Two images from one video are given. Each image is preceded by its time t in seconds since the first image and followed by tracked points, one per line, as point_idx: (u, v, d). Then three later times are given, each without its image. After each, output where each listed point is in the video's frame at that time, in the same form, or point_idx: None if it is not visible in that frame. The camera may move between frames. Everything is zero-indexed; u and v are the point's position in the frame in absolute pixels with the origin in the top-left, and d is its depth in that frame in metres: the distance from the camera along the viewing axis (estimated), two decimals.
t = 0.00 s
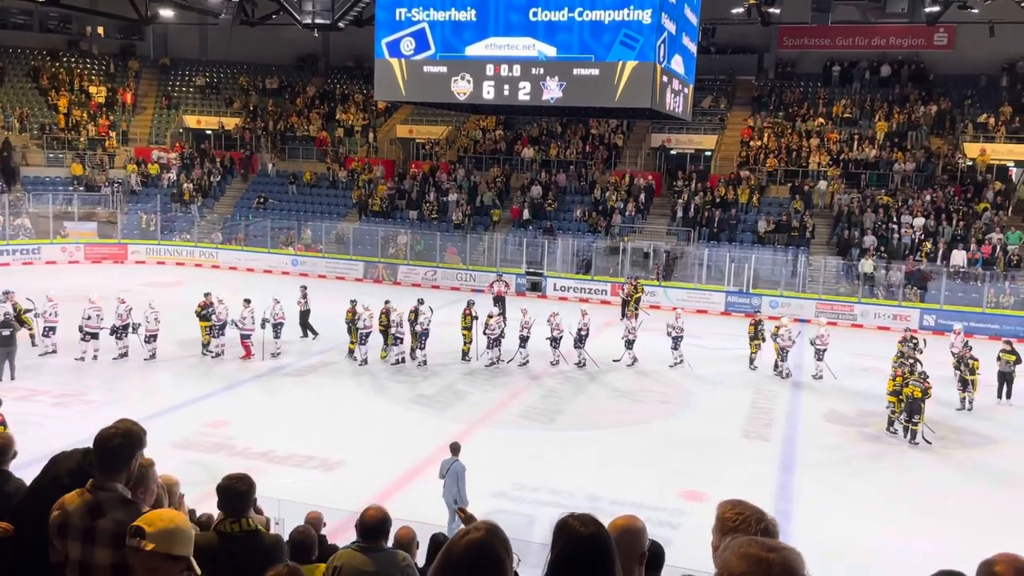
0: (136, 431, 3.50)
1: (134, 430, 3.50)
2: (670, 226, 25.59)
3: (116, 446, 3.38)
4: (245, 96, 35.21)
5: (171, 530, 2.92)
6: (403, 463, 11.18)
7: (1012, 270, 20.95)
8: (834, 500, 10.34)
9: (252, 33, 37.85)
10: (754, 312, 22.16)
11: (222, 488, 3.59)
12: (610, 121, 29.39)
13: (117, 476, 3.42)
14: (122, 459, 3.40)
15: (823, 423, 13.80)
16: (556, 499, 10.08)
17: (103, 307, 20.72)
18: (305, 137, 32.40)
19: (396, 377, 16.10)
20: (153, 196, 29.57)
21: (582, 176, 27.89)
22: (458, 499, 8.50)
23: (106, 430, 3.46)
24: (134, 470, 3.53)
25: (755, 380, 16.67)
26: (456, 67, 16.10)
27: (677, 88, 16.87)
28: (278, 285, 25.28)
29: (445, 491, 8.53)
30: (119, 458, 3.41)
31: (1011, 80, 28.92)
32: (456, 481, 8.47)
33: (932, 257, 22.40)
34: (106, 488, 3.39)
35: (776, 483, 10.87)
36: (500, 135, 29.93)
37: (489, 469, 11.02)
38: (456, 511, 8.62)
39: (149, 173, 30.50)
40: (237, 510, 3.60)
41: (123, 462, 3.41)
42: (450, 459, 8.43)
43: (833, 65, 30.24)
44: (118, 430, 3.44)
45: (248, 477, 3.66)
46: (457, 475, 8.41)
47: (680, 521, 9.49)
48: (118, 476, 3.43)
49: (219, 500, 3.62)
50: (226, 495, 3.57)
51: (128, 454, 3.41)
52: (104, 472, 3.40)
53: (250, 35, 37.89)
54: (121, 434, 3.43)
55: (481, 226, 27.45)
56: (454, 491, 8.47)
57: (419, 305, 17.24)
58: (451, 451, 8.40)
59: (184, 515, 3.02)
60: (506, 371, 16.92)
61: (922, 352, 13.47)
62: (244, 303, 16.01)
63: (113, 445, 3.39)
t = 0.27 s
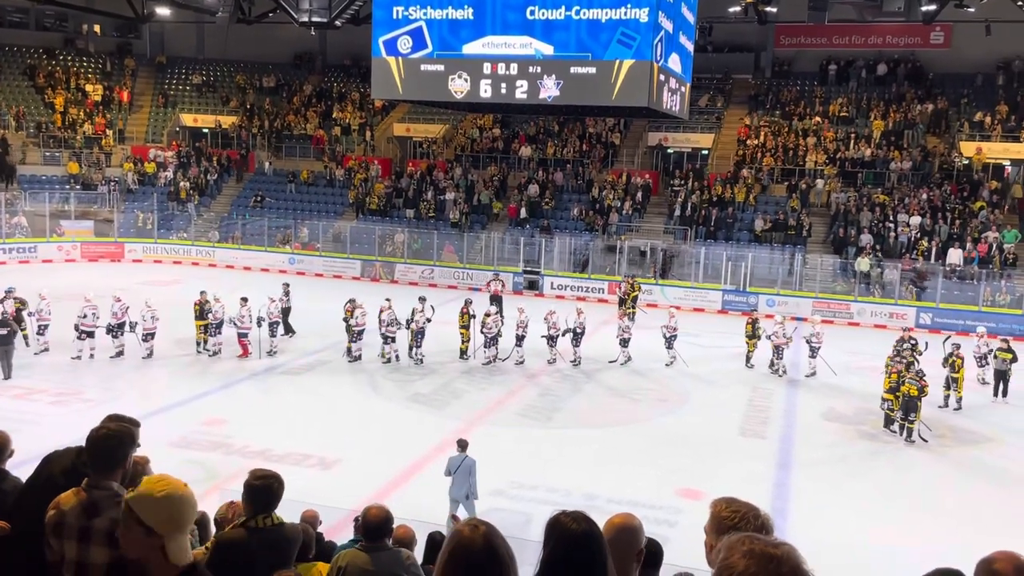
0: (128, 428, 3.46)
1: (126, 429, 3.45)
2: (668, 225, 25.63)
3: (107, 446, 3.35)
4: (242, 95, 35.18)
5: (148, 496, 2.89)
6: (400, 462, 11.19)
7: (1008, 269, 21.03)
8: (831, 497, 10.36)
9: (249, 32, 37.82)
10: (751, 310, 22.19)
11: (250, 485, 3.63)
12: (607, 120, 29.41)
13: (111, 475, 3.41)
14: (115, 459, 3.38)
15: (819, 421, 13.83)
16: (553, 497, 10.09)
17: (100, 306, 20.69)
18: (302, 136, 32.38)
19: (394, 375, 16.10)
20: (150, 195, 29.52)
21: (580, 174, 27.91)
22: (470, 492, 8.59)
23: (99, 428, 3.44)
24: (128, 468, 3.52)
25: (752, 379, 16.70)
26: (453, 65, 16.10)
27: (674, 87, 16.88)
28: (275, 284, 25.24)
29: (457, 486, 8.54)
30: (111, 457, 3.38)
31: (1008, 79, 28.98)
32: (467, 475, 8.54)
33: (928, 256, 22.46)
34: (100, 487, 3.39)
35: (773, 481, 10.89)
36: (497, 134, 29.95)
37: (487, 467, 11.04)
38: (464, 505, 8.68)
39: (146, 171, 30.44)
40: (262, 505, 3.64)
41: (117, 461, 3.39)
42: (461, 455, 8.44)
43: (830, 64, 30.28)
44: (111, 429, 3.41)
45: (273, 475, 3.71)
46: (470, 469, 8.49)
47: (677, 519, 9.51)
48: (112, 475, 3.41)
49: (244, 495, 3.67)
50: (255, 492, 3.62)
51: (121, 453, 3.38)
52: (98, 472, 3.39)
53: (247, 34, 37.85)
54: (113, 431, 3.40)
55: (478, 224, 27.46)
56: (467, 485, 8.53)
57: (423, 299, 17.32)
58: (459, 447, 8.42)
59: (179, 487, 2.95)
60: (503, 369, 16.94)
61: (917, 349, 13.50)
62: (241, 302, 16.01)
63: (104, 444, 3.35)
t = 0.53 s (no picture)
0: (129, 427, 3.46)
1: (125, 428, 3.45)
2: (666, 223, 25.65)
3: (108, 445, 3.34)
4: (240, 94, 35.18)
5: (118, 493, 2.94)
6: (398, 461, 11.20)
7: (1005, 268, 21.07)
8: (829, 496, 10.39)
9: (247, 31, 37.80)
10: (749, 309, 22.21)
11: (258, 485, 3.66)
12: (606, 119, 29.42)
13: (113, 474, 3.40)
14: (117, 458, 3.38)
15: (817, 420, 13.86)
16: (552, 496, 10.11)
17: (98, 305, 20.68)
18: (301, 135, 32.35)
19: (393, 374, 16.12)
20: (149, 194, 29.50)
21: (578, 173, 27.91)
22: (479, 489, 8.63)
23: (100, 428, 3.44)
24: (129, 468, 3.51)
25: (750, 378, 16.72)
26: (452, 64, 16.11)
27: (673, 86, 16.89)
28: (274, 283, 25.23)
29: (466, 484, 8.54)
30: (113, 456, 3.38)
31: (1006, 78, 29.01)
32: (476, 472, 8.56)
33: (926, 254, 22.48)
34: (103, 486, 3.38)
35: (771, 480, 10.91)
36: (495, 133, 29.96)
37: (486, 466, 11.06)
38: (472, 502, 8.70)
39: (144, 170, 30.40)
40: (266, 503, 3.66)
41: (118, 460, 3.39)
42: (469, 453, 8.46)
43: (828, 63, 30.29)
44: (113, 429, 3.40)
45: (279, 474, 3.74)
46: (479, 466, 8.53)
47: (676, 517, 9.54)
48: (114, 474, 3.41)
49: (249, 496, 3.69)
50: (260, 490, 3.65)
51: (122, 452, 3.38)
52: (100, 471, 3.38)
53: (246, 33, 37.83)
54: (113, 430, 3.40)
55: (476, 224, 27.46)
56: (477, 482, 8.56)
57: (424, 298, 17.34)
58: (467, 445, 8.44)
59: (153, 486, 2.98)
60: (502, 368, 16.95)
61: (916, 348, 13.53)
62: (239, 301, 16.01)
63: (103, 442, 3.35)
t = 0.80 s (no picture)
0: (146, 429, 3.42)
1: (142, 429, 3.39)
2: (665, 222, 25.66)
3: (129, 447, 3.30)
4: (239, 93, 35.14)
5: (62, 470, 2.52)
6: (397, 460, 11.17)
7: (1005, 266, 21.07)
8: (829, 495, 10.37)
9: (246, 30, 37.78)
10: (748, 308, 22.21)
11: (243, 481, 3.63)
12: (605, 118, 29.43)
13: (132, 476, 3.35)
14: (137, 459, 3.33)
15: (817, 419, 13.84)
16: (551, 495, 10.10)
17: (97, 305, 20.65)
18: (300, 134, 32.33)
19: (392, 373, 16.10)
20: (147, 193, 29.47)
21: (577, 173, 27.91)
22: (485, 487, 8.63)
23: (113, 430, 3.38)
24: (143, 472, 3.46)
25: (750, 377, 16.71)
26: (451, 63, 16.09)
27: (672, 85, 16.87)
28: (273, 283, 25.21)
29: (472, 481, 8.54)
30: (133, 459, 3.34)
31: (1004, 77, 29.03)
32: (482, 470, 8.56)
33: (925, 253, 22.48)
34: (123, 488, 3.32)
35: (770, 479, 10.89)
36: (494, 132, 29.95)
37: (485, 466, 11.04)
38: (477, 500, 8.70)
39: (143, 170, 30.36)
40: (253, 500, 3.63)
41: (138, 463, 3.34)
42: (475, 451, 8.47)
43: (827, 62, 30.28)
44: (130, 430, 3.36)
45: (264, 470, 3.71)
46: (485, 464, 8.53)
47: (675, 517, 9.52)
48: (133, 477, 3.36)
49: (234, 494, 3.65)
50: (246, 486, 3.61)
51: (142, 455, 3.34)
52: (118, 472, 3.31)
53: (244, 32, 37.81)
54: (132, 431, 3.36)
55: (476, 223, 27.47)
56: (483, 480, 8.56)
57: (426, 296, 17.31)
58: (473, 443, 8.44)
59: (103, 460, 2.55)
60: (501, 368, 16.93)
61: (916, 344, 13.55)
62: (238, 300, 15.99)
63: (123, 444, 3.31)
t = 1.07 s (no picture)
0: (179, 432, 3.41)
1: (175, 433, 3.39)
2: (665, 221, 25.67)
3: (163, 451, 3.29)
4: (239, 93, 35.13)
5: (48, 452, 2.61)
6: (397, 459, 11.18)
7: (1005, 265, 21.05)
8: (829, 494, 10.37)
9: (246, 30, 37.76)
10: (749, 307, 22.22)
11: (232, 478, 3.65)
12: (605, 117, 29.43)
13: (161, 479, 3.34)
14: (168, 463, 3.32)
15: (817, 418, 13.84)
16: (551, 494, 10.11)
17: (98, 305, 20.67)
18: (300, 134, 32.33)
19: (392, 373, 16.10)
20: (148, 193, 29.47)
21: (577, 172, 27.90)
22: (488, 485, 8.64)
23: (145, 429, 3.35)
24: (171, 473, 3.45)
25: (750, 376, 16.71)
26: (451, 62, 16.09)
27: (672, 83, 16.86)
28: (274, 282, 25.20)
29: (474, 480, 8.55)
30: (163, 462, 3.32)
31: (1005, 75, 29.01)
32: (484, 469, 8.57)
33: (925, 252, 22.48)
34: (152, 490, 3.31)
35: (771, 478, 10.90)
36: (494, 131, 29.95)
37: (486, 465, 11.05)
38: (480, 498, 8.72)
39: (143, 169, 30.37)
40: (242, 500, 3.64)
41: (169, 465, 3.33)
42: (477, 450, 8.46)
43: (827, 61, 30.26)
44: (164, 434, 3.34)
45: (252, 469, 3.72)
46: (487, 462, 8.53)
47: (675, 516, 9.53)
48: (163, 479, 3.34)
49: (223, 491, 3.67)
50: (235, 486, 3.63)
51: (174, 458, 3.33)
52: (150, 474, 3.31)
53: (244, 31, 37.79)
54: (164, 434, 3.34)
55: (476, 222, 27.48)
56: (486, 479, 8.57)
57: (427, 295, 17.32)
58: (474, 443, 8.44)
59: (88, 442, 2.65)
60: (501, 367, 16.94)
61: (917, 340, 13.50)
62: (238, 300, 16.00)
63: (155, 448, 3.29)
